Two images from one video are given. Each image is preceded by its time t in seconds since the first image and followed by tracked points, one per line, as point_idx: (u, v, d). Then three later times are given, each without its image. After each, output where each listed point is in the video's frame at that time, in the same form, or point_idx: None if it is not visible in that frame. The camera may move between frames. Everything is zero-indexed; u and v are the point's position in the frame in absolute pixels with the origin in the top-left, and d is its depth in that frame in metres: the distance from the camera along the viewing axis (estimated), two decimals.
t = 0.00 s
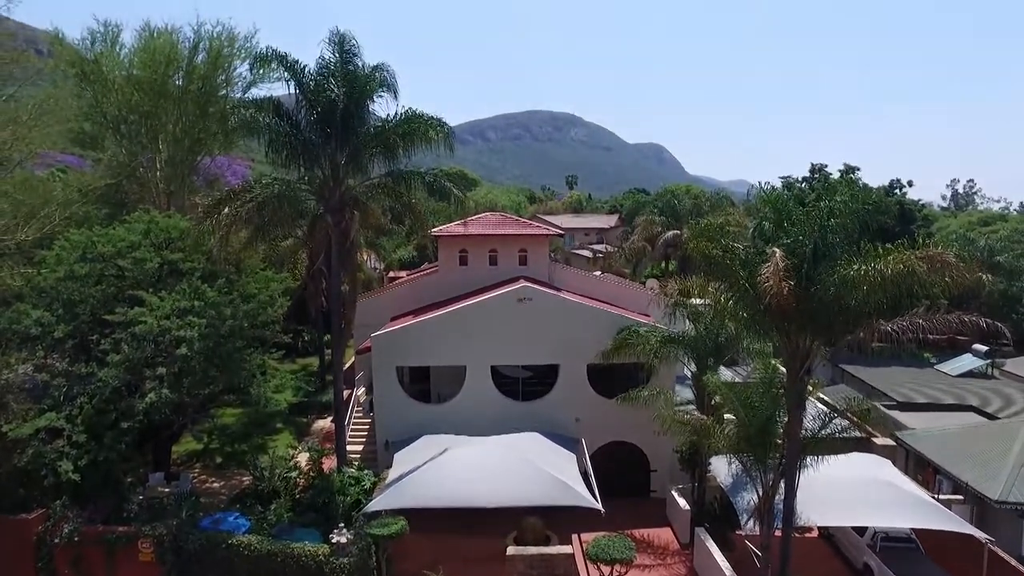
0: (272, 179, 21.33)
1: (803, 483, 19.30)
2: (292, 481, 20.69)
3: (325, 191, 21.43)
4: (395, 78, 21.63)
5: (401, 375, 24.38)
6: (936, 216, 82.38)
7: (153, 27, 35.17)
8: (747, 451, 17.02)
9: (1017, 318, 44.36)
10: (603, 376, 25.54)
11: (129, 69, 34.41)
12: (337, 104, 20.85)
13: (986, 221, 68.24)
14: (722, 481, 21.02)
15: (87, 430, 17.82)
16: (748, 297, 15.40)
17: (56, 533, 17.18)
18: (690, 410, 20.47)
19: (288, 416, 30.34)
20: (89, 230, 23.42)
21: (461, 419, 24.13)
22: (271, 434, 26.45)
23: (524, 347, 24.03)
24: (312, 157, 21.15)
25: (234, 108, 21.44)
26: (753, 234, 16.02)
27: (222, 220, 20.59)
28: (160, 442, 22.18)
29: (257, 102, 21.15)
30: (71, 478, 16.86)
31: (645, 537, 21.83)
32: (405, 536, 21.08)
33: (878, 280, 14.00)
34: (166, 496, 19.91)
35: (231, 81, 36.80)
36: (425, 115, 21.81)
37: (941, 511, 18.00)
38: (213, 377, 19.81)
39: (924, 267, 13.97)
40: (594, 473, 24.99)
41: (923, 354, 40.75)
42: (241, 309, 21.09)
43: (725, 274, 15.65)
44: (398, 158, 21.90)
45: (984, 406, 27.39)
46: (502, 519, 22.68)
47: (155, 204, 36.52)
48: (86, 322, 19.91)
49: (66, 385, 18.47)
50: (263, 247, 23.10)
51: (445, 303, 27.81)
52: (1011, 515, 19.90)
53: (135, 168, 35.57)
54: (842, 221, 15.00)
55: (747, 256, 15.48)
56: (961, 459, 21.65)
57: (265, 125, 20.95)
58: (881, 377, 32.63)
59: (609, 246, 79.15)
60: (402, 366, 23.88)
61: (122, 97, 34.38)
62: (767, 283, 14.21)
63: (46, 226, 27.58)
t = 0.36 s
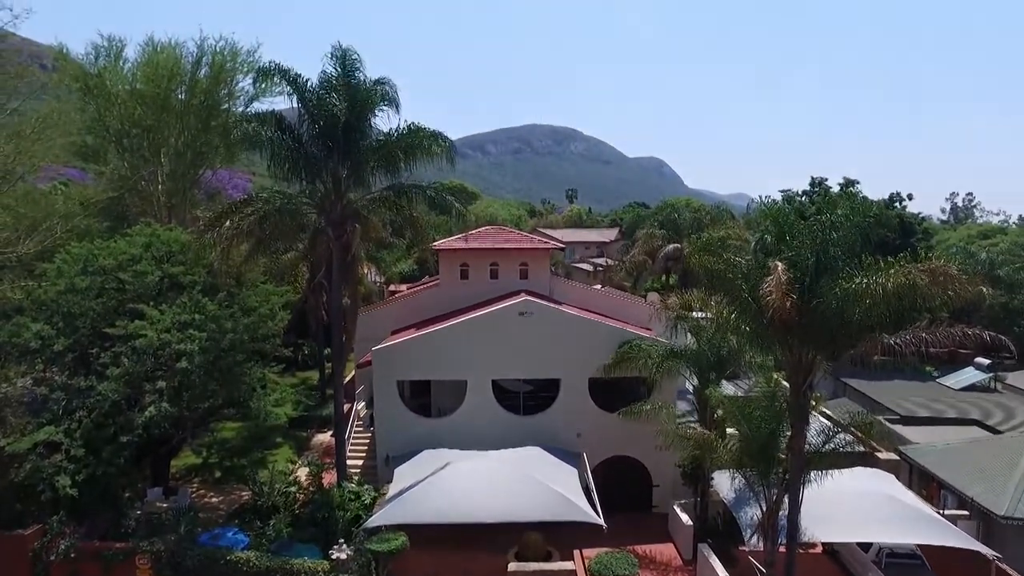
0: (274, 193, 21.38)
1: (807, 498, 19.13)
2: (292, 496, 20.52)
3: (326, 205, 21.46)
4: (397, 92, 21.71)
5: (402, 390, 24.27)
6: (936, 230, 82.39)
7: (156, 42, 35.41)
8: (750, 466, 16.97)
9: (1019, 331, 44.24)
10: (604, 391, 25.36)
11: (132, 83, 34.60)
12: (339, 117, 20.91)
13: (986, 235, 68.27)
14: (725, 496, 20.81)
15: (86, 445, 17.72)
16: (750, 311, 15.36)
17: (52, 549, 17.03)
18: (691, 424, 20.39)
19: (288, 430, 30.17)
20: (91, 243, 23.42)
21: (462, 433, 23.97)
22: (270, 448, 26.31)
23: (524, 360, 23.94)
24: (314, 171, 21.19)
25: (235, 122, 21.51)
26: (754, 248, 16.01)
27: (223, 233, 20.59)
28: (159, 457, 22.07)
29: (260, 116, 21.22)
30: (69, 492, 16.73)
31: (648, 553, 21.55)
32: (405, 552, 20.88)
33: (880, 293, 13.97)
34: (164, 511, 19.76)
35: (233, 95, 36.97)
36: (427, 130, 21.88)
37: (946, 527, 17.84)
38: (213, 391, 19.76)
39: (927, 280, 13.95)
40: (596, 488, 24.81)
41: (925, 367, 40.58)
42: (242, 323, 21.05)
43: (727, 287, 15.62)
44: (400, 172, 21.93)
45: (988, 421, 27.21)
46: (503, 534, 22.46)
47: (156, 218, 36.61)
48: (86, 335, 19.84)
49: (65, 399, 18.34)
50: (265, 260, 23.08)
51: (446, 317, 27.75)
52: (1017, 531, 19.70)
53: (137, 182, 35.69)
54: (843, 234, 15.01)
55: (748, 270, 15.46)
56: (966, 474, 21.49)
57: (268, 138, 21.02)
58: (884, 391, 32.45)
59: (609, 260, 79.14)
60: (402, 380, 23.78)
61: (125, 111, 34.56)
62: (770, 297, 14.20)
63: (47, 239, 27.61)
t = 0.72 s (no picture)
0: (276, 207, 21.43)
1: (811, 514, 18.96)
2: (292, 511, 20.31)
3: (328, 219, 21.51)
4: (399, 107, 21.75)
5: (402, 404, 24.08)
6: (936, 244, 82.47)
7: (159, 57, 35.67)
8: (753, 481, 16.84)
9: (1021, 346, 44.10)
10: (606, 405, 24.83)
11: (136, 98, 34.83)
12: (341, 132, 20.93)
13: (985, 249, 68.35)
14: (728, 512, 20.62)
15: (84, 459, 17.71)
16: (752, 326, 15.33)
17: (48, 566, 16.86)
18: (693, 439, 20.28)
19: (287, 445, 30.00)
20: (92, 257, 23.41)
21: (462, 449, 23.83)
22: (270, 463, 26.13)
23: (525, 375, 23.87)
24: (315, 185, 21.16)
25: (237, 136, 21.58)
26: (756, 262, 16.00)
27: (225, 247, 20.56)
28: (158, 472, 21.97)
29: (262, 130, 21.32)
30: (66, 508, 16.61)
31: (650, 569, 21.29)
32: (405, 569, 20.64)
33: (883, 307, 13.93)
34: (162, 527, 19.59)
35: (235, 110, 37.20)
36: (429, 144, 21.92)
37: (952, 543, 17.64)
38: (212, 406, 19.78)
39: (930, 294, 13.91)
40: (598, 504, 24.63)
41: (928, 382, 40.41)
42: (243, 337, 21.01)
43: (730, 302, 15.55)
44: (401, 186, 21.95)
45: (991, 435, 27.02)
46: (504, 551, 22.23)
47: (157, 232, 36.71)
48: (86, 349, 19.73)
49: (64, 413, 18.28)
50: (265, 274, 23.08)
51: (446, 331, 27.71)
52: None
53: (139, 196, 35.84)
54: (845, 248, 14.98)
55: (751, 284, 15.40)
56: (971, 490, 21.30)
57: (270, 152, 21.07)
58: (886, 406, 32.29)
59: (609, 275, 79.14)
60: (402, 395, 23.68)
61: (128, 126, 34.76)
62: (771, 311, 14.19)
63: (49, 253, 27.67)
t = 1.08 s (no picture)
0: (276, 217, 21.44)
1: (813, 526, 18.81)
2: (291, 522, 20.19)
3: (328, 229, 21.52)
4: (400, 118, 21.87)
5: (402, 414, 24.02)
6: (936, 254, 82.50)
7: (162, 68, 35.82)
8: (755, 491, 16.77)
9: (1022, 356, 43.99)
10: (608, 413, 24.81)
11: (138, 108, 34.93)
12: (342, 142, 21.01)
13: (985, 259, 68.36)
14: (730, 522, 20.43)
15: (82, 470, 17.62)
16: (753, 336, 15.32)
17: None
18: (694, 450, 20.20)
19: (287, 456, 29.90)
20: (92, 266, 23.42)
21: (462, 459, 23.72)
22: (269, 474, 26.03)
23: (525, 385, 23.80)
24: (315, 195, 21.20)
25: (239, 146, 21.65)
26: (757, 272, 16.00)
27: (226, 257, 20.60)
28: (157, 482, 21.87)
29: (263, 141, 21.40)
30: (63, 519, 16.52)
31: None
32: None
33: (883, 317, 13.92)
34: (160, 539, 19.51)
35: (237, 120, 37.31)
36: (429, 154, 22.01)
37: (955, 555, 17.49)
38: (212, 416, 19.69)
39: (930, 304, 13.90)
40: (598, 515, 24.51)
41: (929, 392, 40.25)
42: (243, 347, 20.97)
43: (731, 311, 15.55)
44: (402, 196, 22.00)
45: (994, 446, 26.88)
46: (504, 562, 22.09)
47: (158, 241, 36.79)
48: (85, 359, 19.70)
49: (63, 423, 18.30)
50: (266, 284, 23.06)
51: (446, 341, 27.65)
52: None
53: (139, 206, 35.94)
54: (845, 257, 14.99)
55: (751, 295, 15.43)
56: (974, 500, 21.17)
57: (271, 163, 21.17)
58: (888, 415, 32.16)
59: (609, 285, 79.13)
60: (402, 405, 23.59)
61: (130, 136, 34.86)
62: (772, 321, 14.17)
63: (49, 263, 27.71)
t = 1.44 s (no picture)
0: (277, 231, 21.49)
1: (816, 541, 18.63)
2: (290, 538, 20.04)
3: (329, 243, 21.56)
4: (400, 133, 21.99)
5: (401, 429, 23.93)
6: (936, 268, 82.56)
7: (164, 83, 36.09)
8: (756, 506, 16.69)
9: None
10: (608, 427, 24.82)
11: (140, 123, 35.08)
12: (342, 157, 21.10)
13: (985, 272, 68.40)
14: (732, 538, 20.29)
15: (79, 485, 17.53)
16: (753, 350, 15.31)
17: None
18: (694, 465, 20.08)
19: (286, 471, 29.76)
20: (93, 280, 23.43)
21: (462, 474, 23.60)
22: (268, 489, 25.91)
23: (525, 399, 23.72)
24: (316, 210, 21.28)
25: (240, 161, 21.75)
26: (756, 286, 16.01)
27: (226, 271, 20.64)
28: (155, 497, 21.77)
29: (264, 155, 21.51)
30: (59, 535, 16.43)
31: None
32: None
33: (883, 331, 13.91)
34: (158, 555, 19.44)
35: (238, 135, 37.51)
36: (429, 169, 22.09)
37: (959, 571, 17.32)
38: (211, 430, 19.62)
39: (930, 318, 13.89)
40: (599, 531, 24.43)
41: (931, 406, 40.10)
42: (242, 361, 20.95)
43: (730, 325, 15.56)
44: (402, 211, 22.06)
45: (997, 460, 26.71)
46: None
47: (158, 255, 36.89)
48: (84, 373, 19.65)
49: (61, 437, 18.19)
50: (266, 298, 23.06)
51: (446, 356, 27.60)
52: None
53: (140, 220, 36.08)
54: (845, 271, 14.99)
55: (751, 309, 15.43)
56: (978, 516, 21.02)
57: (272, 177, 21.28)
58: (890, 430, 32.00)
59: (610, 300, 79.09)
60: (401, 419, 23.50)
61: (132, 151, 34.99)
62: (772, 335, 14.15)
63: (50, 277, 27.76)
